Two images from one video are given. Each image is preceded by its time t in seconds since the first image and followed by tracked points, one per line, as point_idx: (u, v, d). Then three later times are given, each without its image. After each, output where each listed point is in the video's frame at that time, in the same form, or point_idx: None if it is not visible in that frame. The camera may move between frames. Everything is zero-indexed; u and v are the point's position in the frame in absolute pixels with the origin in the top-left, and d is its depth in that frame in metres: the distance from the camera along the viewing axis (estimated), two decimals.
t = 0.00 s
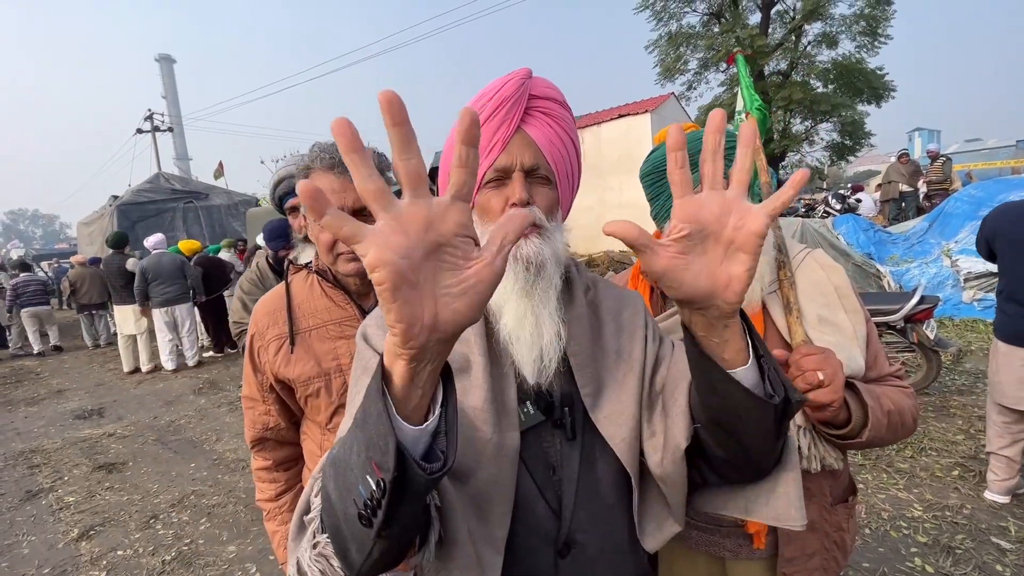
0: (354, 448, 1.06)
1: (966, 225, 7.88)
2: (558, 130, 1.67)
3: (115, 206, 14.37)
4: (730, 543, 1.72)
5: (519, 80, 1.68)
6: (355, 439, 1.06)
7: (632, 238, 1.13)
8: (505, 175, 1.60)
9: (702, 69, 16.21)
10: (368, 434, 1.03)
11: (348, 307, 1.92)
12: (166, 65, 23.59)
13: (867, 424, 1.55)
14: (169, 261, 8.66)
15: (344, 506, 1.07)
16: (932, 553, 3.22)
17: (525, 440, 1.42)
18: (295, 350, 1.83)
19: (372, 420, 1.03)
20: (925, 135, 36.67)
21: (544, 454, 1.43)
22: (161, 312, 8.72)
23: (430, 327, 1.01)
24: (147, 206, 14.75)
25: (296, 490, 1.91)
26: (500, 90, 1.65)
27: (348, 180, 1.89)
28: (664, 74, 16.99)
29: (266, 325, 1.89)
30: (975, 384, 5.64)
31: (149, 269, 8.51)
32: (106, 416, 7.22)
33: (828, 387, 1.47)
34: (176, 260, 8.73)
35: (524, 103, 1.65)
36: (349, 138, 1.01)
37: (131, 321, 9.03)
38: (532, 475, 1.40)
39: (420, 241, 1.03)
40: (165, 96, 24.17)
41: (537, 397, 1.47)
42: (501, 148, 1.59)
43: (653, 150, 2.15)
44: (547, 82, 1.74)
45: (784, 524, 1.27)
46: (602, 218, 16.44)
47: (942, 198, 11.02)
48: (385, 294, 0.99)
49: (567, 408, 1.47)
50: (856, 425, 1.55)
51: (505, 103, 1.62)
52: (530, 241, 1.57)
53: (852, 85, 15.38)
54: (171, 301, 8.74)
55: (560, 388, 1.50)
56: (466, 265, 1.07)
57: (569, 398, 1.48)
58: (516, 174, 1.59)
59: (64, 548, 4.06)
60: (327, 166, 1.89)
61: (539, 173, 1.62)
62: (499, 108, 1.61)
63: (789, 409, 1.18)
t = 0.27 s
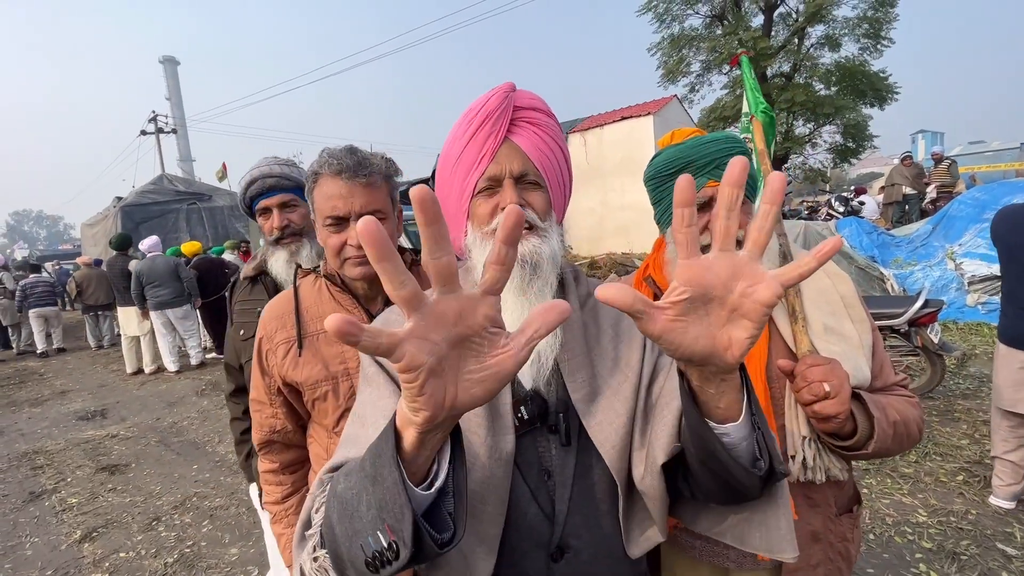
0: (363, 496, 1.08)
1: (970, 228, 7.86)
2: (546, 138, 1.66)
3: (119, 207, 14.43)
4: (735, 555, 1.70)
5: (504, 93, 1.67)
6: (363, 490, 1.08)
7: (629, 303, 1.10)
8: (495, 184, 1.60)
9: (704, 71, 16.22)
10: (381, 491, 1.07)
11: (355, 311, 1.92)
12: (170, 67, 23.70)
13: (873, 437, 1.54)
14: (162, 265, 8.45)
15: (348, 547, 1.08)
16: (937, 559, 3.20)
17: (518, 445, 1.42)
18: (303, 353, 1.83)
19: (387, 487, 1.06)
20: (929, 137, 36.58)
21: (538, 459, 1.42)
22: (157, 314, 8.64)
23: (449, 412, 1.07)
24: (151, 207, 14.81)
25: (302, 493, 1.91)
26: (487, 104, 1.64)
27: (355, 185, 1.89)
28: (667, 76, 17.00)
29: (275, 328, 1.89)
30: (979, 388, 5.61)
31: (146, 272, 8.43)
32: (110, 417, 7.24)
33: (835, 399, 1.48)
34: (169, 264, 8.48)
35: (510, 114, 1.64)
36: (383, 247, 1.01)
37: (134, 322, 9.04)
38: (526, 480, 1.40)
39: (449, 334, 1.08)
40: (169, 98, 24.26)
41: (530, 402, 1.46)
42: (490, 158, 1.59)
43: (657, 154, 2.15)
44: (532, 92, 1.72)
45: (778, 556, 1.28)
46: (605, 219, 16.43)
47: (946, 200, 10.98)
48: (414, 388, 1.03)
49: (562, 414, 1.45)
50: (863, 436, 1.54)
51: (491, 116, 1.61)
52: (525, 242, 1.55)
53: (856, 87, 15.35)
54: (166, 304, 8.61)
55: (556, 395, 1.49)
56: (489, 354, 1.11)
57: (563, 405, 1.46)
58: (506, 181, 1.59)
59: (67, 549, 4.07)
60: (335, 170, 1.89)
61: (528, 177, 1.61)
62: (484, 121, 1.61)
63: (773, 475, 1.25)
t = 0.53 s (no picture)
0: (388, 510, 1.09)
1: (974, 231, 7.84)
2: (552, 150, 1.66)
3: (123, 208, 14.48)
4: (742, 564, 1.72)
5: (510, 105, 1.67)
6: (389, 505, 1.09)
7: (630, 338, 1.11)
8: (503, 196, 1.60)
9: (707, 73, 16.22)
10: (407, 507, 1.07)
11: (367, 316, 1.93)
12: (174, 68, 23.77)
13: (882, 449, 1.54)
14: (163, 266, 8.48)
15: (369, 557, 1.08)
16: (943, 565, 3.19)
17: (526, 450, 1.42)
18: (315, 357, 1.84)
19: (414, 504, 1.07)
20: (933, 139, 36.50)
21: (546, 465, 1.42)
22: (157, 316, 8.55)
23: (476, 439, 1.09)
24: (154, 207, 14.86)
25: (313, 497, 1.91)
26: (493, 117, 1.64)
27: (367, 193, 1.90)
28: (670, 78, 17.00)
29: (288, 332, 1.91)
30: (984, 392, 5.59)
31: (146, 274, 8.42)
32: (114, 418, 7.26)
33: (845, 411, 1.48)
34: (170, 266, 8.54)
35: (516, 127, 1.64)
36: (442, 281, 1.03)
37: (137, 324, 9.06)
38: (533, 485, 1.39)
39: (485, 371, 1.08)
40: (173, 99, 24.33)
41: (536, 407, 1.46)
42: (497, 170, 1.60)
43: (660, 161, 2.16)
44: (538, 105, 1.73)
45: (784, 564, 1.27)
46: (607, 221, 16.43)
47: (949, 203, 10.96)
48: (442, 419, 1.06)
49: (569, 421, 1.44)
50: (873, 448, 1.54)
51: (498, 130, 1.61)
52: (534, 253, 1.55)
53: (859, 89, 15.32)
54: (166, 306, 8.49)
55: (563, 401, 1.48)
56: (520, 390, 1.11)
57: (570, 411, 1.45)
58: (514, 193, 1.60)
59: (72, 551, 4.08)
60: (346, 179, 1.90)
61: (535, 189, 1.62)
62: (492, 134, 1.61)
63: (774, 495, 1.24)
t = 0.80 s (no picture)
0: (406, 509, 1.08)
1: (979, 233, 7.82)
2: (561, 149, 1.66)
3: (127, 208, 14.53)
4: (750, 568, 1.70)
5: (519, 104, 1.67)
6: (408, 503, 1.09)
7: (633, 350, 1.11)
8: (512, 196, 1.59)
9: (710, 74, 16.22)
10: (427, 505, 1.07)
11: (372, 315, 1.92)
12: (178, 69, 23.85)
13: (894, 453, 1.53)
14: (166, 266, 8.54)
15: (384, 555, 1.08)
16: (950, 569, 3.17)
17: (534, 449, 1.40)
18: (320, 356, 1.84)
19: (435, 503, 1.07)
20: (936, 141, 36.42)
21: (554, 464, 1.40)
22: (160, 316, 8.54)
23: (497, 441, 1.08)
24: (157, 207, 14.89)
25: (318, 495, 1.90)
26: (501, 116, 1.64)
27: (370, 193, 1.89)
28: (672, 79, 17.01)
29: (294, 331, 1.90)
30: (990, 394, 5.56)
31: (149, 273, 8.46)
32: (117, 417, 7.28)
33: (854, 415, 1.47)
34: (173, 265, 8.61)
35: (525, 126, 1.63)
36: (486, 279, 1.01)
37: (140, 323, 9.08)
38: (541, 485, 1.38)
39: (516, 376, 1.07)
40: (177, 99, 24.38)
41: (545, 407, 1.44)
42: (506, 170, 1.59)
43: (664, 162, 2.15)
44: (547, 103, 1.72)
45: (792, 566, 1.25)
46: (610, 223, 16.42)
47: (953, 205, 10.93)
48: (468, 418, 1.05)
49: (577, 420, 1.42)
50: (882, 453, 1.53)
51: (507, 129, 1.61)
52: (543, 252, 1.54)
53: (863, 90, 15.28)
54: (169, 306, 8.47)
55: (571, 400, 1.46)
56: (546, 397, 1.11)
57: (579, 410, 1.43)
58: (522, 193, 1.59)
59: (76, 549, 4.09)
60: (350, 178, 1.90)
61: (543, 189, 1.62)
62: (500, 134, 1.61)
63: (780, 502, 1.22)
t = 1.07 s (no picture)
0: (412, 517, 1.07)
1: (983, 234, 7.79)
2: (567, 150, 1.65)
3: (129, 207, 14.56)
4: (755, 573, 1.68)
5: (525, 105, 1.65)
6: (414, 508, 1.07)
7: (645, 363, 1.10)
8: (518, 198, 1.59)
9: (712, 75, 16.21)
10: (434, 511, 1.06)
11: (373, 317, 1.91)
12: (180, 68, 23.89)
13: (901, 457, 1.51)
14: (168, 266, 8.59)
15: (390, 561, 1.07)
16: (954, 572, 3.15)
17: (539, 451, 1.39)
18: (322, 357, 1.83)
19: (443, 511, 1.05)
20: (938, 142, 36.35)
21: (560, 466, 1.39)
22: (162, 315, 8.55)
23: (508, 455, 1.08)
24: (160, 207, 14.91)
25: (321, 494, 1.90)
26: (508, 118, 1.62)
27: (370, 194, 1.89)
28: (674, 80, 17.00)
29: (296, 332, 1.90)
30: (994, 397, 5.54)
31: (151, 272, 8.48)
32: (119, 417, 7.28)
33: (859, 419, 1.46)
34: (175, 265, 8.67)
35: (532, 128, 1.62)
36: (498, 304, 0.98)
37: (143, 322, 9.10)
38: (546, 487, 1.37)
39: (528, 392, 1.06)
40: (180, 99, 24.42)
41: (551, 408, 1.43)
42: (512, 172, 1.58)
43: (668, 162, 2.14)
44: (553, 103, 1.71)
45: (801, 568, 1.25)
46: (611, 223, 16.40)
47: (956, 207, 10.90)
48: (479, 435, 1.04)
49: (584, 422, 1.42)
50: (889, 457, 1.51)
51: (513, 131, 1.59)
52: (548, 254, 1.54)
53: (866, 91, 15.25)
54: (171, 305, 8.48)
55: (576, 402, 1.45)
56: (557, 412, 1.10)
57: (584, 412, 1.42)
58: (529, 195, 1.58)
59: (78, 549, 4.09)
60: (349, 180, 1.89)
61: (549, 191, 1.61)
62: (507, 136, 1.60)
63: (795, 512, 1.22)
